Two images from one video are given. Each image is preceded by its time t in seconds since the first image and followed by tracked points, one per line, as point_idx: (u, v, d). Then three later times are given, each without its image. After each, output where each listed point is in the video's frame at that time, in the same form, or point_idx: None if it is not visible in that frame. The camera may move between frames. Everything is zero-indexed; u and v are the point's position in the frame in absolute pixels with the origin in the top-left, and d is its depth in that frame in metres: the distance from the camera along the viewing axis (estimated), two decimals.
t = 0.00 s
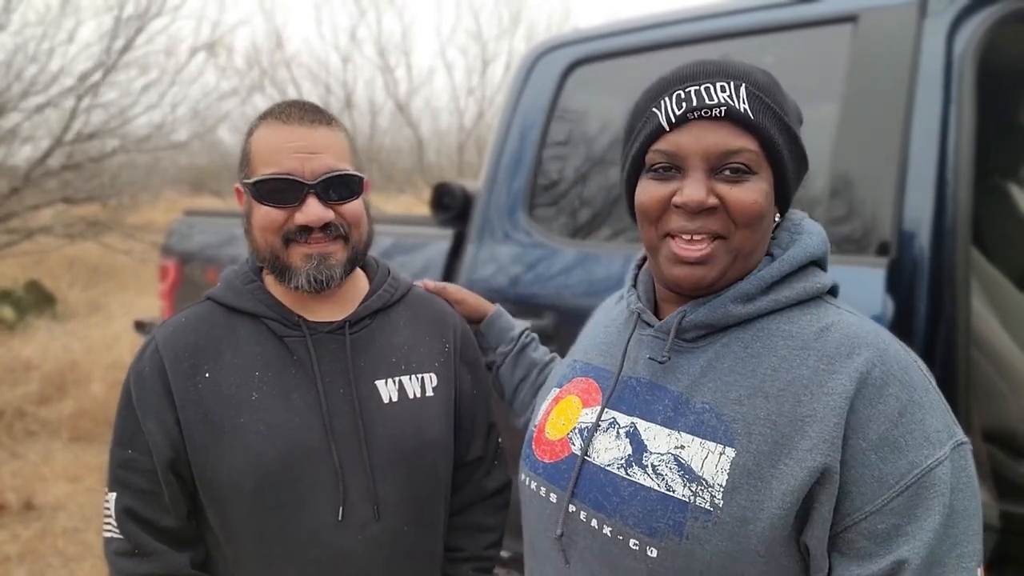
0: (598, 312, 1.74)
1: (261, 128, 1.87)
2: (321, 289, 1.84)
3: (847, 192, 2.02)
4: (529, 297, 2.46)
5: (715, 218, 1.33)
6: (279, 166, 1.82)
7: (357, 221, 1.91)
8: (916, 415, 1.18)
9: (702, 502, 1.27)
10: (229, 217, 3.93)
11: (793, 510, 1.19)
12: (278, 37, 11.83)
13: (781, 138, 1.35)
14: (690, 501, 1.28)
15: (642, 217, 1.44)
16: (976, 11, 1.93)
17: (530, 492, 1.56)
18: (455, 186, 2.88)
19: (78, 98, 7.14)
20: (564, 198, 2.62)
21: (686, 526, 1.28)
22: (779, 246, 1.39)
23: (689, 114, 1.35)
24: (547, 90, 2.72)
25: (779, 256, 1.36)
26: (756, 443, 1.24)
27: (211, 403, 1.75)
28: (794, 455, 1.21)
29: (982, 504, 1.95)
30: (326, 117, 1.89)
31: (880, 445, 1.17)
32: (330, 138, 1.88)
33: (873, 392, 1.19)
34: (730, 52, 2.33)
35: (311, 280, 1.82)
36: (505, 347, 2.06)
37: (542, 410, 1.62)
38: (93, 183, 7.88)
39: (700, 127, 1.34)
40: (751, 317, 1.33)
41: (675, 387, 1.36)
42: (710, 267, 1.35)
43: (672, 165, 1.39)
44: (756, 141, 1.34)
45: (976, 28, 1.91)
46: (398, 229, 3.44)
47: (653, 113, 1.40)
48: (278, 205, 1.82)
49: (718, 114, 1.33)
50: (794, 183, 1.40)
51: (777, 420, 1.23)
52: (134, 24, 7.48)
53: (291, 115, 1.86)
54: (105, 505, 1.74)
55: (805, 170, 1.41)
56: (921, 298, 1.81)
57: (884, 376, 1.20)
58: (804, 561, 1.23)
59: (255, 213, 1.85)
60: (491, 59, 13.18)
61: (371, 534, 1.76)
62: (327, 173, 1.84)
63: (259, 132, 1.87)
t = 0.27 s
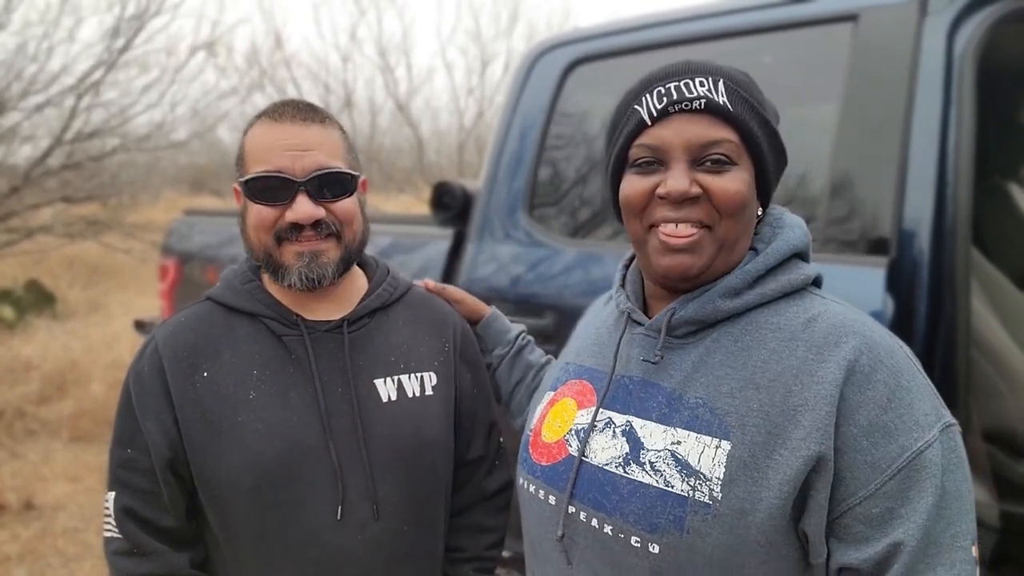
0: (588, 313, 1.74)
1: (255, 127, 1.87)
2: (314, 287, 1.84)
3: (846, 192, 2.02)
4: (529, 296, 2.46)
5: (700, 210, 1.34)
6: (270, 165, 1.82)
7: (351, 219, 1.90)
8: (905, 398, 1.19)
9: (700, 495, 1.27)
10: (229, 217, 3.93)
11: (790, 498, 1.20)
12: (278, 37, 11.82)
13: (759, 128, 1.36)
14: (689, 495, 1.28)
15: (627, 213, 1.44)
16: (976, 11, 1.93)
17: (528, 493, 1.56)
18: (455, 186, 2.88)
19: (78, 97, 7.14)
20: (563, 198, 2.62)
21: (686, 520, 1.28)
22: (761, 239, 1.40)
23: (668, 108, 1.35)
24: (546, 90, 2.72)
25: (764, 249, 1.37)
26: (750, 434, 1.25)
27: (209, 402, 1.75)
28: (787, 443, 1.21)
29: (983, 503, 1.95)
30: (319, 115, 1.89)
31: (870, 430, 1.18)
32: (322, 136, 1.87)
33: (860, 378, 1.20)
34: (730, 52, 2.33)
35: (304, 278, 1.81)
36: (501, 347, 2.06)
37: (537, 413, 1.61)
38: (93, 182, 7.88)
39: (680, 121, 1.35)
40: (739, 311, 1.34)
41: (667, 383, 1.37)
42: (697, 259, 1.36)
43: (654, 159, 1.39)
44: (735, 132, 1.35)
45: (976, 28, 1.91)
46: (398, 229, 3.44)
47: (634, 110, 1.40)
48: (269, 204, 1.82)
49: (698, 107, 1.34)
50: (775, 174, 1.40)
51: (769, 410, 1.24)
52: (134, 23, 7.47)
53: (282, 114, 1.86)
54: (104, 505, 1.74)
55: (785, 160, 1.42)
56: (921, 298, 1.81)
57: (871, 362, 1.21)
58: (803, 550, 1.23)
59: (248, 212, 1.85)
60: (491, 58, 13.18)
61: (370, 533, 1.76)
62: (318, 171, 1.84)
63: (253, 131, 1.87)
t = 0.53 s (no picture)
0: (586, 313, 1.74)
1: (253, 126, 1.87)
2: (313, 285, 1.84)
3: (847, 191, 2.02)
4: (529, 296, 2.46)
5: (698, 209, 1.34)
6: (268, 164, 1.83)
7: (349, 217, 1.90)
8: (900, 396, 1.19)
9: (699, 493, 1.27)
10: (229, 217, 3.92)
11: (787, 495, 1.20)
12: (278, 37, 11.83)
13: (757, 129, 1.36)
14: (688, 492, 1.28)
15: (626, 212, 1.44)
16: (976, 11, 1.93)
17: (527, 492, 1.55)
18: (455, 186, 2.88)
19: (78, 98, 7.14)
20: (564, 198, 2.62)
21: (684, 517, 1.28)
22: (757, 239, 1.40)
23: (667, 109, 1.35)
24: (546, 90, 2.72)
25: (760, 249, 1.37)
26: (747, 432, 1.25)
27: (208, 401, 1.75)
28: (785, 441, 1.21)
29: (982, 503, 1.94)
30: (317, 114, 1.89)
31: (866, 427, 1.18)
32: (320, 135, 1.87)
33: (856, 376, 1.20)
34: (730, 52, 2.33)
35: (303, 277, 1.81)
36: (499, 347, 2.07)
37: (536, 412, 1.61)
38: (93, 183, 7.88)
39: (679, 121, 1.35)
40: (736, 310, 1.34)
41: (665, 382, 1.37)
42: (695, 258, 1.36)
43: (652, 159, 1.39)
44: (733, 131, 1.35)
45: (976, 28, 1.91)
46: (398, 229, 3.44)
47: (633, 109, 1.40)
48: (268, 203, 1.83)
49: (697, 107, 1.34)
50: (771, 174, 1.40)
51: (767, 408, 1.24)
52: (134, 23, 7.47)
53: (280, 113, 1.86)
54: (103, 504, 1.74)
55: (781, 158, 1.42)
56: (922, 298, 1.81)
57: (866, 361, 1.21)
58: (800, 546, 1.24)
59: (248, 211, 1.85)
60: (491, 58, 13.17)
61: (370, 532, 1.76)
62: (316, 169, 1.84)
63: (252, 130, 1.87)
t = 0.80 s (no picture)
0: (585, 311, 1.73)
1: (253, 126, 1.87)
2: (312, 285, 1.84)
3: (846, 191, 2.02)
4: (529, 296, 2.46)
5: (697, 215, 1.34)
6: (268, 164, 1.82)
7: (349, 218, 1.89)
8: (897, 398, 1.19)
9: (696, 492, 1.27)
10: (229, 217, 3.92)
11: (784, 495, 1.20)
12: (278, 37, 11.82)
13: (757, 136, 1.36)
14: (685, 491, 1.28)
15: (626, 216, 1.44)
16: (976, 11, 1.93)
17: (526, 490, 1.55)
18: (455, 186, 2.88)
19: (78, 98, 7.14)
20: (563, 197, 2.62)
21: (681, 516, 1.28)
22: (757, 241, 1.39)
23: (669, 113, 1.35)
24: (546, 90, 2.71)
25: (761, 250, 1.37)
26: (745, 433, 1.25)
27: (208, 400, 1.75)
28: (782, 441, 1.21)
29: (981, 503, 1.94)
30: (317, 115, 1.89)
31: (862, 428, 1.18)
32: (320, 136, 1.87)
33: (853, 377, 1.20)
34: (730, 52, 2.33)
35: (303, 277, 1.81)
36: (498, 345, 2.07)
37: (535, 410, 1.61)
38: (93, 183, 7.88)
39: (680, 127, 1.35)
40: (736, 311, 1.33)
41: (664, 382, 1.37)
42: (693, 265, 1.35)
43: (653, 164, 1.39)
44: (733, 138, 1.34)
45: (976, 28, 1.91)
46: (398, 229, 3.44)
47: (634, 113, 1.40)
48: (268, 203, 1.82)
49: (698, 113, 1.34)
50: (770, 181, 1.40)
51: (765, 409, 1.24)
52: (134, 23, 7.47)
53: (281, 114, 1.86)
54: (101, 502, 1.74)
55: (781, 165, 1.42)
56: (921, 297, 1.81)
57: (863, 363, 1.21)
58: (796, 545, 1.24)
59: (248, 211, 1.85)
60: (491, 58, 13.17)
61: (368, 531, 1.75)
62: (316, 170, 1.84)
63: (252, 130, 1.87)
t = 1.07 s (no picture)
0: (583, 310, 1.73)
1: (253, 126, 1.87)
2: (312, 284, 1.84)
3: (846, 191, 2.02)
4: (529, 296, 2.46)
5: (692, 219, 1.34)
6: (267, 163, 1.82)
7: (347, 217, 1.89)
8: (892, 398, 1.19)
9: (693, 491, 1.27)
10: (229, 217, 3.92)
11: (780, 494, 1.20)
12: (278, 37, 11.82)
13: (750, 137, 1.36)
14: (682, 491, 1.28)
15: (622, 220, 1.44)
16: (976, 11, 1.93)
17: (524, 489, 1.55)
18: (455, 186, 2.88)
19: (78, 98, 7.14)
20: (563, 197, 2.62)
21: (678, 515, 1.28)
22: (755, 241, 1.39)
23: (662, 117, 1.35)
24: (546, 90, 2.71)
25: (759, 251, 1.36)
26: (741, 432, 1.25)
27: (208, 399, 1.75)
28: (778, 441, 1.21)
29: (981, 503, 1.94)
30: (316, 114, 1.89)
31: (857, 428, 1.18)
32: (319, 135, 1.87)
33: (848, 378, 1.20)
34: (730, 52, 2.33)
35: (302, 276, 1.81)
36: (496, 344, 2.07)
37: (533, 409, 1.61)
38: (93, 183, 7.88)
39: (673, 130, 1.35)
40: (733, 312, 1.33)
41: (661, 382, 1.36)
42: (689, 268, 1.35)
43: (648, 168, 1.39)
44: (726, 140, 1.34)
45: (976, 28, 1.91)
46: (398, 229, 3.44)
47: (628, 117, 1.40)
48: (268, 203, 1.82)
49: (691, 115, 1.34)
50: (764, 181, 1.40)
51: (761, 409, 1.24)
52: (134, 23, 7.47)
53: (280, 113, 1.86)
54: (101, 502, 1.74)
55: (775, 164, 1.42)
56: (921, 297, 1.81)
57: (858, 363, 1.21)
58: (791, 544, 1.24)
59: (248, 211, 1.85)
60: (491, 58, 13.17)
61: (368, 529, 1.75)
62: (315, 169, 1.83)
63: (252, 130, 1.87)
